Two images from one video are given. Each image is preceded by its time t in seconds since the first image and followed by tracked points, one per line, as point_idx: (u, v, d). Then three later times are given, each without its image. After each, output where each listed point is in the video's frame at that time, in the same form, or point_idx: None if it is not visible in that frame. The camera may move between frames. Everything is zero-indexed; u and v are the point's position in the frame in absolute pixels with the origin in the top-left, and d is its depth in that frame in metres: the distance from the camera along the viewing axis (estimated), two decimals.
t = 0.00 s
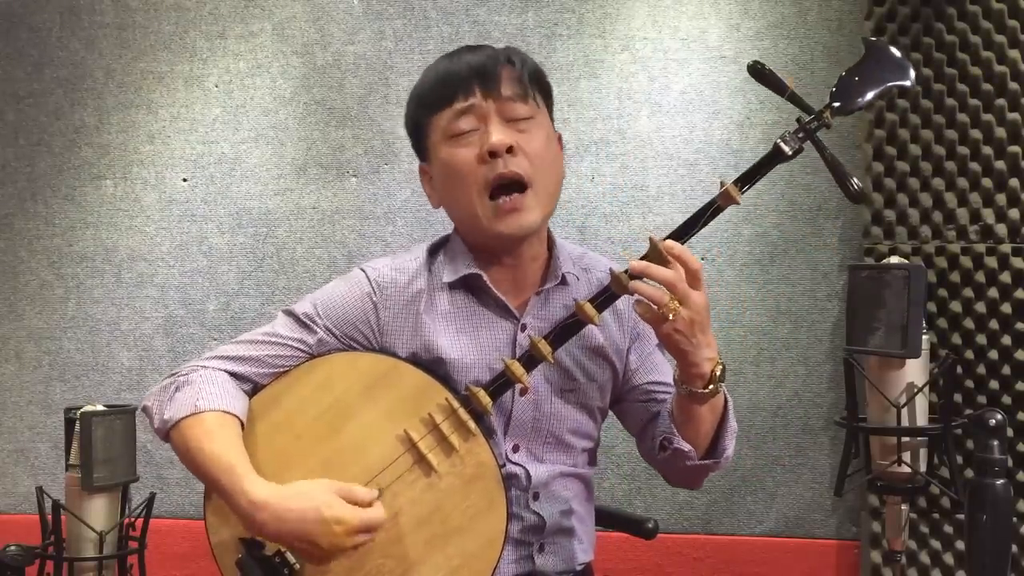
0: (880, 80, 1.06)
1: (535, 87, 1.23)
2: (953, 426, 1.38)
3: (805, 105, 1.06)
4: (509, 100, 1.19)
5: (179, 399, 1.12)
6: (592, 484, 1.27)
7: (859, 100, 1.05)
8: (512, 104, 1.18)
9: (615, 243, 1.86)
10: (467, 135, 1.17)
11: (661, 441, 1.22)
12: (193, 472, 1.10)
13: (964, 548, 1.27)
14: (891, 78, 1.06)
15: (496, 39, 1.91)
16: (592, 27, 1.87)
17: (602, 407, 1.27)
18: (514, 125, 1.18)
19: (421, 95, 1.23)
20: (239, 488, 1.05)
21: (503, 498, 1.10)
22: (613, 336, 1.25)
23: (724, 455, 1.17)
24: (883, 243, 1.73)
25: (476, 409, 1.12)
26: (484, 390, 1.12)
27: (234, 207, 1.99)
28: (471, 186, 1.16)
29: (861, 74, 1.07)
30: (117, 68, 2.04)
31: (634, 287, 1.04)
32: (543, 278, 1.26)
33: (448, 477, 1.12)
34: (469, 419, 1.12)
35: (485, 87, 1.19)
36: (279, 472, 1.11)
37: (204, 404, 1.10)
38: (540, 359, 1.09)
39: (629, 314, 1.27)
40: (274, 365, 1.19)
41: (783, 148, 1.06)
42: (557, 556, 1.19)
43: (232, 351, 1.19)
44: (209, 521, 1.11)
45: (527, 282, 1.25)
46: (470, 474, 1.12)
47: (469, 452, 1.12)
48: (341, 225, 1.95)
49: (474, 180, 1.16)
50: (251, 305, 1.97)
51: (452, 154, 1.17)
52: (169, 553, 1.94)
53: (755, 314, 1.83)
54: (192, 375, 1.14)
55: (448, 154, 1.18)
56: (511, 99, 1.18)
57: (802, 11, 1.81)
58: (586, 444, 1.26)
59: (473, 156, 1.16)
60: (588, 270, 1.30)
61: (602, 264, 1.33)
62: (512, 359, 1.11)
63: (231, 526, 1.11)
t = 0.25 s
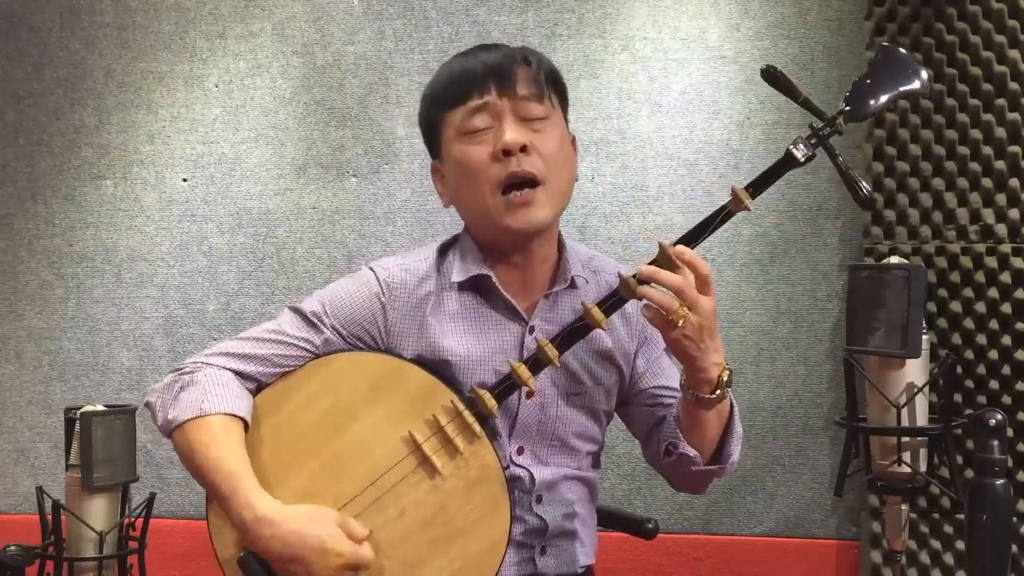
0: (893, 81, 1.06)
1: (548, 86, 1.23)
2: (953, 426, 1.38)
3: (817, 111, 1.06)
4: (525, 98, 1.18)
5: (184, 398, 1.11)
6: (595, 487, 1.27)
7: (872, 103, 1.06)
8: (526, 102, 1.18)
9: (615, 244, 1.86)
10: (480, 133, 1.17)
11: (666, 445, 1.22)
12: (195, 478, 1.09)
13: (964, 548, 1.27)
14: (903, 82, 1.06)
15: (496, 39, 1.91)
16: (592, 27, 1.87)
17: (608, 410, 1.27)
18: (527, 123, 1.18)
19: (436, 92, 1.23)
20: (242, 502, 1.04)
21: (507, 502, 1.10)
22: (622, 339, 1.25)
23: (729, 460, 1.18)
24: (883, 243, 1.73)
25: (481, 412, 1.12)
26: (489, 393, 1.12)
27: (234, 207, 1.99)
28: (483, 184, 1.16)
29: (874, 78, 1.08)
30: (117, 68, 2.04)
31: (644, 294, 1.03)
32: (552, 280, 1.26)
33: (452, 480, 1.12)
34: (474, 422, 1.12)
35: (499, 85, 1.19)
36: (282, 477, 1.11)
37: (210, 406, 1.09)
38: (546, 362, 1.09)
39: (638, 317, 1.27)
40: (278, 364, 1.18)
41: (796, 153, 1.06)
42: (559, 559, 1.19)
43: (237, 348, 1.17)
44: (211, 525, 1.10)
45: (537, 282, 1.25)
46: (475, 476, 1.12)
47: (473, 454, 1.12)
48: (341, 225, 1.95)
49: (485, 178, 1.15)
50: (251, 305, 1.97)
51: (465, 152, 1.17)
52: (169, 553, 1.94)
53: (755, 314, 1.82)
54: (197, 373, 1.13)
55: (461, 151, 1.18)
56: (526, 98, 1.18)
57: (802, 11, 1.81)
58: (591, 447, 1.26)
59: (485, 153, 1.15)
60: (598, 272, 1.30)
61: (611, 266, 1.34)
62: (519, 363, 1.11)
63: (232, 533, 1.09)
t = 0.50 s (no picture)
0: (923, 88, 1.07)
1: (578, 92, 1.21)
2: (953, 426, 1.38)
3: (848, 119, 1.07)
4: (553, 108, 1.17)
5: (195, 386, 1.11)
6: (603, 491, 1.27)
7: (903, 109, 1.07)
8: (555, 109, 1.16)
9: (615, 243, 1.86)
10: (505, 141, 1.16)
11: (674, 451, 1.23)
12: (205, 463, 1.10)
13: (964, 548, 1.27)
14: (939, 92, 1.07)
15: (496, 39, 1.91)
16: (592, 27, 1.87)
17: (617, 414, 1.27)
18: (554, 131, 1.16)
19: (462, 91, 1.22)
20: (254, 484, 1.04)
21: (513, 508, 1.10)
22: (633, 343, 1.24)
23: (737, 466, 1.18)
24: (883, 243, 1.74)
25: (491, 416, 1.13)
26: (500, 398, 1.13)
27: (234, 207, 1.99)
28: (504, 193, 1.15)
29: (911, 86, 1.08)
30: (118, 69, 2.04)
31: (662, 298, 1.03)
32: (567, 285, 1.26)
33: (459, 483, 1.12)
34: (484, 425, 1.12)
35: (527, 89, 1.17)
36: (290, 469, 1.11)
37: (220, 393, 1.09)
38: (558, 369, 1.10)
39: (652, 322, 1.27)
40: (290, 359, 1.17)
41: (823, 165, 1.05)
42: (563, 564, 1.20)
43: (249, 339, 1.17)
44: (219, 512, 1.11)
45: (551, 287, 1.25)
46: (482, 481, 1.12)
47: (482, 459, 1.12)
48: (341, 225, 1.95)
49: (507, 187, 1.15)
50: (251, 305, 1.97)
51: (487, 159, 1.16)
52: (169, 553, 1.94)
53: (755, 314, 1.82)
54: (209, 361, 1.13)
55: (484, 156, 1.17)
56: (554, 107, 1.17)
57: (802, 11, 1.81)
58: (599, 452, 1.26)
59: (508, 162, 1.15)
60: (612, 277, 1.30)
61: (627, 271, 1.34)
62: (530, 368, 1.11)
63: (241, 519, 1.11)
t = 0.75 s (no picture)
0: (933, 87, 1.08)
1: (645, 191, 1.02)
2: (953, 426, 1.37)
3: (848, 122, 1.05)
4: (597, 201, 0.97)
5: (192, 375, 1.14)
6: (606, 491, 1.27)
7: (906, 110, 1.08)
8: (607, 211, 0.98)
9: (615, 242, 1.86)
10: (531, 213, 0.99)
11: (689, 444, 1.23)
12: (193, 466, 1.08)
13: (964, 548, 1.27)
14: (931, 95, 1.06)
15: (496, 39, 1.90)
16: (592, 26, 1.87)
17: (624, 414, 1.27)
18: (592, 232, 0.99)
19: (522, 122, 1.00)
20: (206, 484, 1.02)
21: (520, 507, 1.08)
22: (641, 341, 1.24)
23: (753, 456, 1.18)
24: (883, 243, 1.74)
25: (498, 413, 1.11)
26: (507, 394, 1.11)
27: (234, 207, 1.99)
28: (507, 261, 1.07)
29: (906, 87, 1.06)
30: (118, 69, 2.04)
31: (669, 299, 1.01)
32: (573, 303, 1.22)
33: (466, 481, 1.10)
34: (491, 423, 1.10)
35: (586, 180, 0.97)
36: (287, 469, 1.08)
37: (207, 382, 1.12)
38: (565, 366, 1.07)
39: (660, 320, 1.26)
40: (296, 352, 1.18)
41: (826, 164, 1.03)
42: (568, 561, 1.20)
43: (254, 329, 1.18)
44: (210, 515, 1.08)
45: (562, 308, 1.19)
46: (490, 478, 1.10)
47: (489, 457, 1.10)
48: (341, 225, 1.95)
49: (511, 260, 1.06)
50: (251, 305, 1.97)
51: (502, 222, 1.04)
52: (169, 553, 1.95)
53: (755, 314, 1.82)
54: (212, 354, 1.16)
55: (508, 218, 1.02)
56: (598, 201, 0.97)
57: (802, 11, 1.81)
58: (605, 451, 1.26)
59: (528, 243, 1.01)
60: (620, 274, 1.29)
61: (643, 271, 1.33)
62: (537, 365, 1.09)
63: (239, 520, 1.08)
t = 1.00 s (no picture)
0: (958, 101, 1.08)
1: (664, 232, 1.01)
2: (953, 426, 1.37)
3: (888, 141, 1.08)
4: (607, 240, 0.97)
5: (212, 378, 1.07)
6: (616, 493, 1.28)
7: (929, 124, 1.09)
8: (617, 251, 0.98)
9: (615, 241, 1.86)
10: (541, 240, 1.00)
11: (713, 447, 1.23)
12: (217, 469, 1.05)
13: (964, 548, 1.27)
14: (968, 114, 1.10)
15: (496, 39, 1.90)
16: (592, 27, 1.87)
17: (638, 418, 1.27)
18: (599, 267, 1.00)
19: (551, 143, 0.99)
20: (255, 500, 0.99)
21: (535, 514, 1.10)
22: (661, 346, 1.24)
23: (775, 457, 1.19)
24: (883, 243, 1.75)
25: (516, 419, 1.11)
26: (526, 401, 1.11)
27: (234, 207, 1.99)
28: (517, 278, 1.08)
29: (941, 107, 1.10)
30: (117, 68, 2.04)
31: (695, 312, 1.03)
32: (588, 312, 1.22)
33: (481, 486, 1.11)
34: (508, 428, 1.11)
35: (601, 214, 0.96)
36: (306, 468, 1.08)
37: (235, 392, 1.05)
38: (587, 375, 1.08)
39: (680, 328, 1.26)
40: (313, 353, 1.14)
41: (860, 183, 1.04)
42: (576, 564, 1.21)
43: (270, 329, 1.14)
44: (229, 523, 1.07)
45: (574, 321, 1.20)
46: (504, 483, 1.11)
47: (505, 462, 1.11)
48: (341, 225, 1.95)
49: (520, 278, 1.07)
50: (251, 305, 1.97)
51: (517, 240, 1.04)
52: (169, 553, 1.94)
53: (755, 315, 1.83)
54: (230, 354, 1.09)
55: (519, 236, 1.03)
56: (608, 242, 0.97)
57: (802, 11, 1.81)
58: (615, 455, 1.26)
59: (534, 267, 1.02)
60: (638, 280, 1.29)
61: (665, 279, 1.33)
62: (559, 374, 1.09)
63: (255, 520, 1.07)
